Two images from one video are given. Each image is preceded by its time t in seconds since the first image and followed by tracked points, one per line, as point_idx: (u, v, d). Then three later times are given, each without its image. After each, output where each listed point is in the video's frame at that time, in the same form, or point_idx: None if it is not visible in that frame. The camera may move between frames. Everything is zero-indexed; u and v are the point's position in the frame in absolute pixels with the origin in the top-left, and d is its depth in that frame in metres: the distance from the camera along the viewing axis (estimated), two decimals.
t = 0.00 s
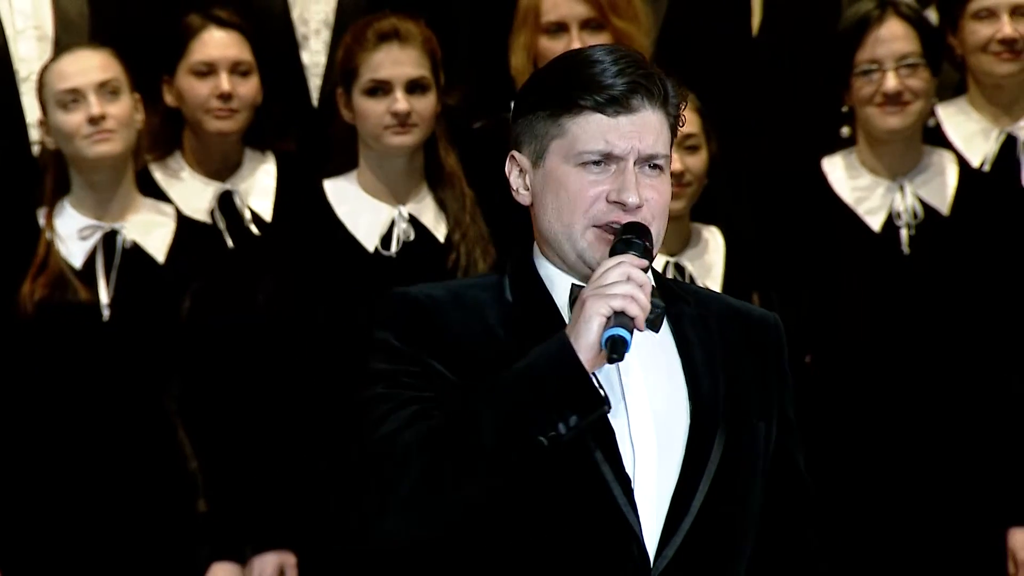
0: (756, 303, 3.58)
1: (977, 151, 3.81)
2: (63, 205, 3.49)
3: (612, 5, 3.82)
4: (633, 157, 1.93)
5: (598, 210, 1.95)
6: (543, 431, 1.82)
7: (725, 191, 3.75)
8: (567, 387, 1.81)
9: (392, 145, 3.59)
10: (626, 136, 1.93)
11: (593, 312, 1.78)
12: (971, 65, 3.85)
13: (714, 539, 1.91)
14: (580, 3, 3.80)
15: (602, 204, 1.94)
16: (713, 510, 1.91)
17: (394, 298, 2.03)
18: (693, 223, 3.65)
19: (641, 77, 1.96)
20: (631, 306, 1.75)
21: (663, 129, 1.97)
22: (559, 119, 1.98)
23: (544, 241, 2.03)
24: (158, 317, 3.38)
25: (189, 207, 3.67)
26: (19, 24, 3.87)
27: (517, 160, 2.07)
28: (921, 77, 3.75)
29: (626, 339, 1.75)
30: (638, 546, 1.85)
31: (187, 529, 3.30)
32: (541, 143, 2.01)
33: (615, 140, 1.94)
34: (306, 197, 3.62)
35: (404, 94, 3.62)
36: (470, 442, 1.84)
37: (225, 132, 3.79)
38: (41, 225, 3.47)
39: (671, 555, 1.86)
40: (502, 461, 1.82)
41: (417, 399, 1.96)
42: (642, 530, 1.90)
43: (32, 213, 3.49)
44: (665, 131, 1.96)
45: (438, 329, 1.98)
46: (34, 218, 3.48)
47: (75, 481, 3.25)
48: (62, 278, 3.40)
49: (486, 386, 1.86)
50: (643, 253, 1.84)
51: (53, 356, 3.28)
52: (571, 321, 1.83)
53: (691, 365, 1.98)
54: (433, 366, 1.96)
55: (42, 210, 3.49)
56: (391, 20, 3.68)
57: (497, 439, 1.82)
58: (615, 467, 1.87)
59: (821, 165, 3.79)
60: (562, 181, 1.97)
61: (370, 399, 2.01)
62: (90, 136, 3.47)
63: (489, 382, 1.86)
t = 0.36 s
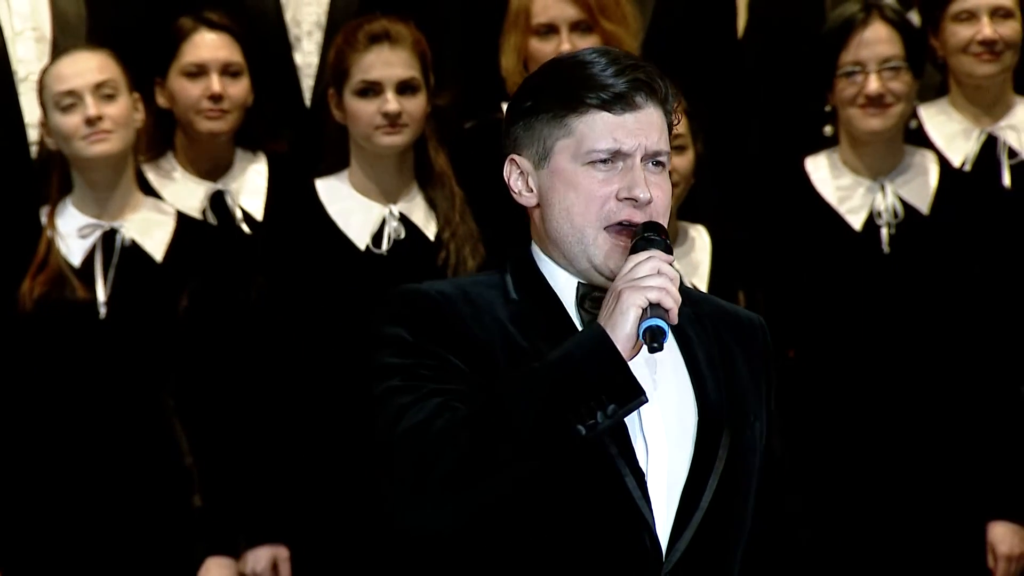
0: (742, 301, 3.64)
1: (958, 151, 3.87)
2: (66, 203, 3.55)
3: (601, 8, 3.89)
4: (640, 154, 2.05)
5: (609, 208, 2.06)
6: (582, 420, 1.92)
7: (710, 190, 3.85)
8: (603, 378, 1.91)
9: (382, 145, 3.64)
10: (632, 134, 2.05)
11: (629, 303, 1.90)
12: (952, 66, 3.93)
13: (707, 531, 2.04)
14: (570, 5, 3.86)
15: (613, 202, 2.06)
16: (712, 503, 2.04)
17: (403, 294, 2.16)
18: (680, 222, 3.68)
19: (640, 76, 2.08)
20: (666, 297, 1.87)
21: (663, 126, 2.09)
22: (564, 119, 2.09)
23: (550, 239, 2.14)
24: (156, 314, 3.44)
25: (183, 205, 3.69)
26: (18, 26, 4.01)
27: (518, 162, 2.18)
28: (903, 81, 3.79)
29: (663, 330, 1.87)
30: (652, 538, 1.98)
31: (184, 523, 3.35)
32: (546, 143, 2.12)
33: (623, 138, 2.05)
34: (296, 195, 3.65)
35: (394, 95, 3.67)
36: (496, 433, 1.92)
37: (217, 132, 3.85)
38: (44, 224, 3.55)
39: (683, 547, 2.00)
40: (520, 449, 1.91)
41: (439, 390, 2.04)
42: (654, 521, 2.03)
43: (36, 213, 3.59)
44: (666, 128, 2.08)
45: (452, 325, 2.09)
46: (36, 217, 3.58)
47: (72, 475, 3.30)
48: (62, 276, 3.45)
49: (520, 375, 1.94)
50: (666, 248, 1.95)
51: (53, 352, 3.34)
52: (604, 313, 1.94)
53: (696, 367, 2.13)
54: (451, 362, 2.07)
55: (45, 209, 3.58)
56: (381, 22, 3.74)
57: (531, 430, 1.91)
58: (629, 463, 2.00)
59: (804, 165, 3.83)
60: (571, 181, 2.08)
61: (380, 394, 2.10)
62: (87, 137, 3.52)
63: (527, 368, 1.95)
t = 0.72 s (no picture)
0: (732, 298, 3.71)
1: (946, 150, 3.93)
2: (72, 202, 3.60)
3: (595, 10, 3.97)
4: (596, 152, 2.10)
5: (569, 208, 2.11)
6: (552, 420, 1.95)
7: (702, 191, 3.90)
8: (574, 378, 1.94)
9: (380, 145, 3.71)
10: (586, 133, 2.10)
11: (599, 306, 1.94)
12: (940, 68, 3.98)
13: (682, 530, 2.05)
14: (564, 8, 3.95)
15: (572, 200, 2.11)
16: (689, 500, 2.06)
17: (372, 295, 2.16)
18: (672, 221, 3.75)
19: (590, 76, 2.14)
20: (635, 300, 1.93)
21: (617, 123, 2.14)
22: (519, 125, 2.15)
23: (512, 242, 2.19)
24: (158, 310, 3.50)
25: (183, 203, 3.77)
26: (21, 27, 4.10)
27: (478, 172, 2.23)
28: (892, 82, 3.85)
29: (634, 329, 1.94)
30: (613, 536, 1.98)
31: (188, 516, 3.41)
32: (504, 150, 2.18)
33: (578, 138, 2.11)
34: (296, 196, 3.72)
35: (391, 96, 3.74)
36: (461, 431, 1.95)
37: (216, 131, 3.88)
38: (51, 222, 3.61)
39: (644, 548, 2.00)
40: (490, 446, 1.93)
41: (408, 392, 2.07)
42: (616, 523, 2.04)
43: (42, 210, 3.65)
44: (619, 126, 2.13)
45: (418, 328, 2.09)
46: (43, 214, 3.64)
47: (79, 470, 3.36)
48: (67, 274, 3.51)
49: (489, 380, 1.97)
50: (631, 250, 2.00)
51: (57, 347, 3.41)
52: (574, 314, 1.97)
53: (655, 368, 2.14)
54: (420, 363, 2.08)
55: (52, 206, 3.65)
56: (378, 24, 3.80)
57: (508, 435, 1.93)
58: (592, 463, 2.01)
59: (793, 164, 3.89)
60: (531, 184, 2.14)
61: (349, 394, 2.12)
62: (94, 138, 3.56)
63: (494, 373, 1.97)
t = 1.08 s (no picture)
0: (727, 295, 3.77)
1: (937, 150, 4.00)
2: (76, 202, 3.66)
3: (592, 13, 4.03)
4: (476, 160, 2.01)
5: (453, 216, 2.02)
6: (431, 430, 1.89)
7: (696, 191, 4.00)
8: (450, 390, 1.88)
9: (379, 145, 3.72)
10: (466, 142, 2.01)
11: (475, 314, 1.87)
12: (932, 69, 4.04)
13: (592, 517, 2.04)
14: (561, 11, 4.02)
15: (455, 207, 2.01)
16: (592, 491, 2.04)
17: (260, 304, 2.10)
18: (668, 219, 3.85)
19: (467, 83, 2.04)
20: (512, 308, 1.85)
21: (497, 130, 2.05)
22: (399, 135, 2.05)
23: (399, 250, 2.10)
24: (161, 308, 3.57)
25: (185, 202, 3.82)
26: (28, 29, 4.16)
27: (360, 184, 2.13)
28: (885, 80, 3.89)
29: (509, 338, 1.87)
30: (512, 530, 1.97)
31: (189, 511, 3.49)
32: (385, 162, 2.07)
33: (458, 147, 2.01)
34: (298, 200, 3.82)
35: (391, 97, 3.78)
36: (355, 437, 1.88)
37: (219, 133, 3.92)
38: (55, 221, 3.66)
39: (541, 539, 1.98)
40: (389, 449, 1.89)
41: (294, 401, 1.99)
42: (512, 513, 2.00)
43: (46, 210, 3.73)
44: (499, 133, 2.04)
45: (307, 337, 2.03)
46: (47, 215, 3.72)
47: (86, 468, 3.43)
48: (73, 272, 3.56)
49: (369, 389, 1.91)
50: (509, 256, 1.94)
51: (64, 344, 3.46)
52: (451, 325, 1.91)
53: (548, 360, 2.09)
54: (304, 370, 2.02)
55: (55, 207, 3.72)
56: (380, 27, 3.88)
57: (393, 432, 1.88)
58: (486, 459, 1.98)
59: (787, 165, 3.91)
60: (412, 194, 2.04)
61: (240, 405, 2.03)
62: (99, 138, 3.62)
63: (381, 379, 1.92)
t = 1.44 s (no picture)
0: (724, 293, 3.79)
1: (929, 149, 4.03)
2: (80, 201, 3.75)
3: (592, 14, 4.10)
4: (388, 154, 2.02)
5: (372, 211, 2.03)
6: (347, 421, 1.90)
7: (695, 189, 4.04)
8: (367, 382, 1.89)
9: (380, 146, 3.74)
10: (375, 137, 2.02)
11: (384, 306, 1.87)
12: (924, 70, 4.10)
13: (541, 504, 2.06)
14: (561, 12, 4.10)
15: (373, 203, 2.03)
16: (533, 477, 2.05)
17: (195, 313, 2.08)
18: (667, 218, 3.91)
19: (371, 78, 2.05)
20: (421, 297, 1.86)
21: (406, 121, 2.06)
22: (310, 138, 2.06)
23: (327, 252, 2.11)
24: (167, 305, 3.64)
25: (188, 201, 3.85)
26: (35, 32, 4.24)
27: (281, 191, 2.13)
28: (883, 78, 3.93)
29: (421, 329, 1.86)
30: (453, 517, 1.96)
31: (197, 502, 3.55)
32: (300, 166, 2.08)
33: (368, 143, 2.02)
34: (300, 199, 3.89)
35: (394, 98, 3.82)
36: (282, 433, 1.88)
37: (223, 133, 3.99)
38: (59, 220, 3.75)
39: (484, 526, 1.99)
40: (321, 442, 1.89)
41: (223, 405, 1.99)
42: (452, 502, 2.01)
43: (50, 208, 3.78)
44: (408, 124, 2.05)
45: (234, 340, 2.02)
46: (52, 212, 3.77)
47: (95, 461, 3.49)
48: (80, 271, 3.64)
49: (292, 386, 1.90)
50: (425, 247, 1.94)
51: (71, 340, 3.53)
52: (363, 320, 1.91)
53: (483, 350, 2.10)
54: (235, 373, 2.01)
55: (60, 205, 3.78)
56: (384, 29, 3.95)
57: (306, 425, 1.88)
58: (421, 447, 1.98)
59: (784, 163, 3.93)
60: (329, 194, 2.05)
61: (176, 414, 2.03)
62: (104, 140, 3.71)
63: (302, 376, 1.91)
